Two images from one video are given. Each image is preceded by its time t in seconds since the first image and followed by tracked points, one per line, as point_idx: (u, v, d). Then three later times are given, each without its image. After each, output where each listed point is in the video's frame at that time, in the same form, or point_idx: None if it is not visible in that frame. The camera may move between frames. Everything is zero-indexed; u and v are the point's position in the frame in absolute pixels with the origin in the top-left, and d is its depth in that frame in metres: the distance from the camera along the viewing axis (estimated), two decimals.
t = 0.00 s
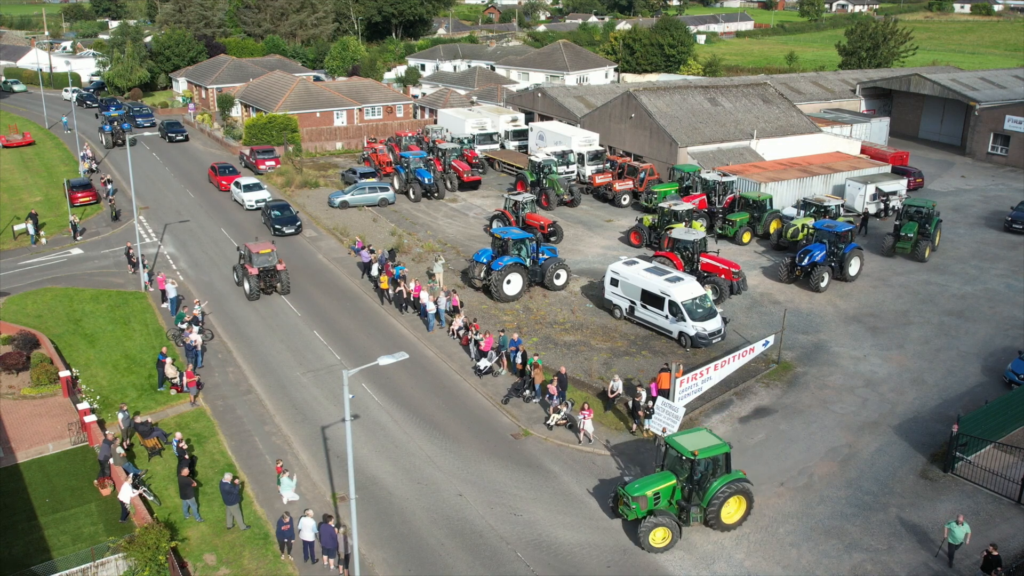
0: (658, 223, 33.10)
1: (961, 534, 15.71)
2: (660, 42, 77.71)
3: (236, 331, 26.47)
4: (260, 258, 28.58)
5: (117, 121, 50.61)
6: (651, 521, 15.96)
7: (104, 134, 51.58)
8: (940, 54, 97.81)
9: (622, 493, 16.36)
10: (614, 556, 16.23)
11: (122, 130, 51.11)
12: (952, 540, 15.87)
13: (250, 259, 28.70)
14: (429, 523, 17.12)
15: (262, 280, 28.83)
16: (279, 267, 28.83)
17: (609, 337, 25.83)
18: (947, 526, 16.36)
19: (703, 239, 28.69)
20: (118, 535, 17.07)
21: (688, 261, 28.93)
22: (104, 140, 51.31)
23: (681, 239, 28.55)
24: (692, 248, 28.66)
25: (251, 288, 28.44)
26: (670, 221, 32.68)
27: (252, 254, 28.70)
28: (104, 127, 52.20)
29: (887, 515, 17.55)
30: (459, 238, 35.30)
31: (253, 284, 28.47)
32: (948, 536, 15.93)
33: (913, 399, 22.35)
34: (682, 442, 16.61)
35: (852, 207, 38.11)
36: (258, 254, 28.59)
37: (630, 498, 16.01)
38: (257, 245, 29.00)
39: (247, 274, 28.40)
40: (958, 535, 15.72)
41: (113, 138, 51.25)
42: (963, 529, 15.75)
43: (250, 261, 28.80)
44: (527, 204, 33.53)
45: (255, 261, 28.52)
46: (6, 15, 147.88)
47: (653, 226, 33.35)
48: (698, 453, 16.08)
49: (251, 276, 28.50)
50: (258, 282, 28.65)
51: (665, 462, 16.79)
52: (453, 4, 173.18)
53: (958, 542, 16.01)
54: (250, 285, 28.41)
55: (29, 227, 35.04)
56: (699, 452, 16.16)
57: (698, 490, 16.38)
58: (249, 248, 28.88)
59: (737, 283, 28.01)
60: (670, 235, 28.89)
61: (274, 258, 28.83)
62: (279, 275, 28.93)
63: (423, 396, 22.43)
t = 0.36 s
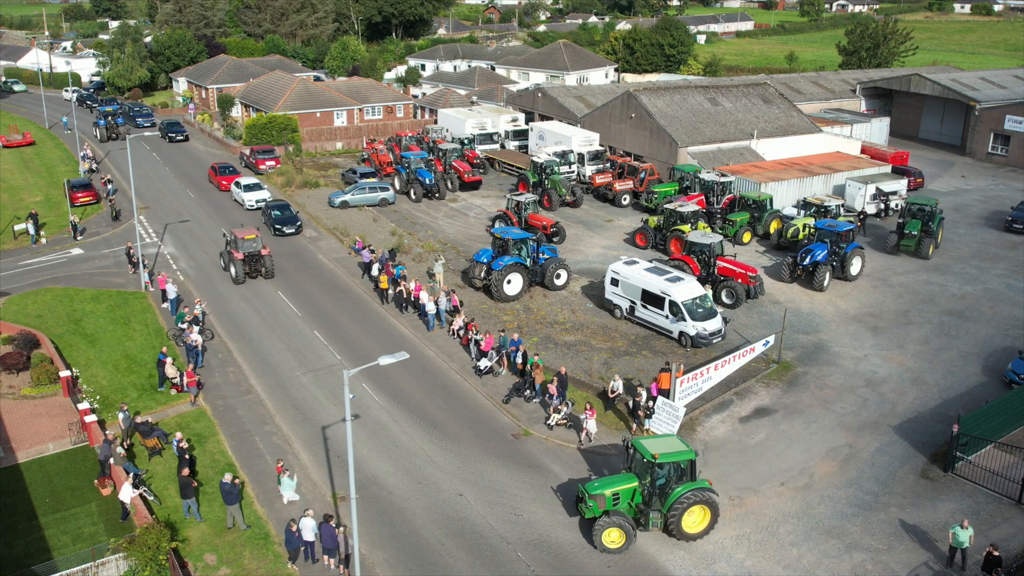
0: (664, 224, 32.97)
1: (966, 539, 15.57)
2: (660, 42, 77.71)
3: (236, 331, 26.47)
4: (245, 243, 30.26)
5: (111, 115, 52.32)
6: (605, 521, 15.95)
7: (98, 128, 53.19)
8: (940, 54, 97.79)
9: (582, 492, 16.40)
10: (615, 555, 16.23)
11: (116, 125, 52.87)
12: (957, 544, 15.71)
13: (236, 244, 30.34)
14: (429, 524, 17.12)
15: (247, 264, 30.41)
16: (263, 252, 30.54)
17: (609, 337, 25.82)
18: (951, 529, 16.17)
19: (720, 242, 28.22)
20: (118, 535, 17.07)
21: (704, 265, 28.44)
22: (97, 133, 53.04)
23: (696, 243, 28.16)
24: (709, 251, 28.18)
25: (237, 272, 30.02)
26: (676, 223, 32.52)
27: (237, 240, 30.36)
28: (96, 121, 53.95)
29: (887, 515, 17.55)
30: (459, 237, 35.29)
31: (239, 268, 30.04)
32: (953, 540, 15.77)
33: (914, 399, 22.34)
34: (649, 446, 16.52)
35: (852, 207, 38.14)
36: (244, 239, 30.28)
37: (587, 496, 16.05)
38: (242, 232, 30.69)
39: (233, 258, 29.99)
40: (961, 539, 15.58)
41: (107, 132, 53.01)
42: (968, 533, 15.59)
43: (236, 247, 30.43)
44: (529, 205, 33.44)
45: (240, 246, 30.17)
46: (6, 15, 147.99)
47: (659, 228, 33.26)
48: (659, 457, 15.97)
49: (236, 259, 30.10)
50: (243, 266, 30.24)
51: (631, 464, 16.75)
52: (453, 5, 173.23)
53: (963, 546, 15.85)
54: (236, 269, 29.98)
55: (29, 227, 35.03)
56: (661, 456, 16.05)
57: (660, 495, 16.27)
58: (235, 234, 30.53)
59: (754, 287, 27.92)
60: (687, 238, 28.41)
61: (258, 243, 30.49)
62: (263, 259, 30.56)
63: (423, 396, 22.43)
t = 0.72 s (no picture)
0: (668, 225, 32.76)
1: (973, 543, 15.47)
2: (660, 42, 77.69)
3: (237, 331, 26.47)
4: (231, 231, 31.78)
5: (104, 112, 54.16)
6: (558, 517, 16.07)
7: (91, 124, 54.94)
8: (940, 54, 97.79)
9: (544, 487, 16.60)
10: (615, 555, 16.23)
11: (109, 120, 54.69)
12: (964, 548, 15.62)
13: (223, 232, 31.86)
14: (430, 524, 17.11)
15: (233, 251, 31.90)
16: (249, 239, 32.03)
17: (609, 337, 25.82)
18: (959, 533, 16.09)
19: (738, 245, 27.75)
20: (119, 534, 17.06)
21: (722, 269, 27.97)
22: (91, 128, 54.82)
23: (712, 246, 27.72)
24: (726, 255, 27.71)
25: (223, 258, 31.47)
26: (680, 224, 32.27)
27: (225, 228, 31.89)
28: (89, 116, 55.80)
29: (888, 515, 17.55)
30: (459, 237, 35.29)
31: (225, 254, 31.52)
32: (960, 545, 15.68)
33: (914, 398, 22.35)
34: (615, 447, 16.53)
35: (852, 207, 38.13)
36: (230, 228, 31.81)
37: (545, 490, 16.29)
38: (229, 220, 32.22)
39: (220, 245, 31.48)
40: (968, 543, 15.52)
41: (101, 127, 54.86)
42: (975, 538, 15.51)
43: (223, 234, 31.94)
44: (532, 205, 33.49)
45: (227, 233, 31.69)
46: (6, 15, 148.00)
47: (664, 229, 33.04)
48: (619, 459, 15.96)
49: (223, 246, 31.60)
50: (230, 252, 31.73)
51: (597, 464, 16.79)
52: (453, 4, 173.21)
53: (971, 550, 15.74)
54: (223, 255, 31.46)
55: (29, 227, 35.02)
56: (621, 458, 16.04)
57: (619, 497, 16.23)
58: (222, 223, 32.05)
59: (770, 292, 27.34)
60: (704, 242, 27.98)
61: (243, 231, 32.01)
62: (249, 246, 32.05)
63: (424, 396, 22.43)
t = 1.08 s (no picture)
0: (674, 226, 32.66)
1: (971, 547, 15.38)
2: (660, 42, 77.72)
3: (237, 331, 26.48)
4: (218, 220, 33.18)
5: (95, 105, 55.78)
6: (508, 507, 16.41)
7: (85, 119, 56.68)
8: (940, 54, 97.78)
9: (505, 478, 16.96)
10: (616, 555, 16.23)
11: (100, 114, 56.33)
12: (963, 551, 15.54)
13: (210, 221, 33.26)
14: (431, 524, 17.11)
15: (221, 239, 33.24)
16: (235, 227, 33.37)
17: (610, 337, 25.82)
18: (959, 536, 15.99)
19: (757, 250, 27.54)
20: (120, 534, 17.07)
21: (740, 274, 27.75)
22: (84, 122, 56.52)
23: (732, 250, 27.56)
24: (746, 259, 27.49)
25: (211, 246, 32.85)
26: (686, 225, 32.18)
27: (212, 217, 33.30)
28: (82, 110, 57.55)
29: (888, 515, 17.55)
30: (459, 237, 35.30)
31: (213, 242, 32.89)
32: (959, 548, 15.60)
33: (915, 398, 22.35)
34: (576, 443, 16.62)
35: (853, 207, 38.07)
36: (217, 216, 33.22)
37: (503, 479, 16.71)
38: (217, 210, 33.65)
39: (208, 233, 32.85)
40: (967, 547, 15.41)
41: (93, 121, 56.61)
42: (973, 541, 15.43)
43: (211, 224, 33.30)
44: (536, 206, 33.44)
45: (214, 221, 33.08)
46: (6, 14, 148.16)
47: (669, 229, 33.06)
48: (572, 454, 16.10)
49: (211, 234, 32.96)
50: (218, 241, 33.09)
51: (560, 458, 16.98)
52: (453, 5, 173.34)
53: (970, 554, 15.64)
54: (210, 243, 32.84)
55: (30, 227, 35.02)
56: (575, 454, 16.14)
57: (573, 493, 16.32)
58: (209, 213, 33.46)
59: (789, 298, 26.76)
60: (723, 246, 27.90)
61: (230, 220, 33.37)
62: (235, 234, 33.38)
63: (425, 396, 22.43)
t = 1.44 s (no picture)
0: (679, 227, 32.60)
1: (969, 551, 15.22)
2: (661, 42, 77.70)
3: (238, 331, 26.50)
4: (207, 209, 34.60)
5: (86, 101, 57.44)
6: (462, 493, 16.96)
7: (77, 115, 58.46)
8: (940, 54, 97.77)
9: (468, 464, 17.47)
10: (616, 555, 16.23)
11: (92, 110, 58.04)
12: (961, 555, 15.37)
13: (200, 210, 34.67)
14: (432, 523, 17.12)
15: (210, 228, 34.62)
16: (224, 216, 34.75)
17: (610, 337, 25.82)
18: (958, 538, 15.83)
19: (779, 256, 26.91)
20: (120, 534, 17.09)
21: (762, 279, 27.17)
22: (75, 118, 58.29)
23: (753, 255, 27.04)
24: (767, 265, 26.88)
25: (201, 234, 34.26)
26: (691, 226, 32.07)
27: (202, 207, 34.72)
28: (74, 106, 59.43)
29: (889, 515, 17.55)
30: (460, 237, 35.30)
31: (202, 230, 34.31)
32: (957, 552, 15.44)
33: (915, 398, 22.35)
34: (535, 435, 16.75)
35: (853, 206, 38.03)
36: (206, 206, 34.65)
37: (463, 464, 17.25)
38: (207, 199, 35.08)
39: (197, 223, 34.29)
40: (965, 550, 15.25)
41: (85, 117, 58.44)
42: (971, 544, 15.26)
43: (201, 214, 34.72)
44: (539, 207, 33.39)
45: (204, 211, 34.53)
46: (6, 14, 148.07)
47: (674, 230, 33.07)
48: (523, 447, 16.25)
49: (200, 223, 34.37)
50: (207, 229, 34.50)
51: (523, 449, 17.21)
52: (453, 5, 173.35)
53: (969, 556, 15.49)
54: (199, 231, 34.25)
55: (30, 227, 35.01)
56: (527, 446, 16.28)
57: (525, 484, 16.55)
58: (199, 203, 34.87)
59: (810, 305, 26.30)
60: (744, 251, 27.35)
61: (219, 209, 34.77)
62: (224, 222, 34.76)
63: (426, 396, 22.44)
